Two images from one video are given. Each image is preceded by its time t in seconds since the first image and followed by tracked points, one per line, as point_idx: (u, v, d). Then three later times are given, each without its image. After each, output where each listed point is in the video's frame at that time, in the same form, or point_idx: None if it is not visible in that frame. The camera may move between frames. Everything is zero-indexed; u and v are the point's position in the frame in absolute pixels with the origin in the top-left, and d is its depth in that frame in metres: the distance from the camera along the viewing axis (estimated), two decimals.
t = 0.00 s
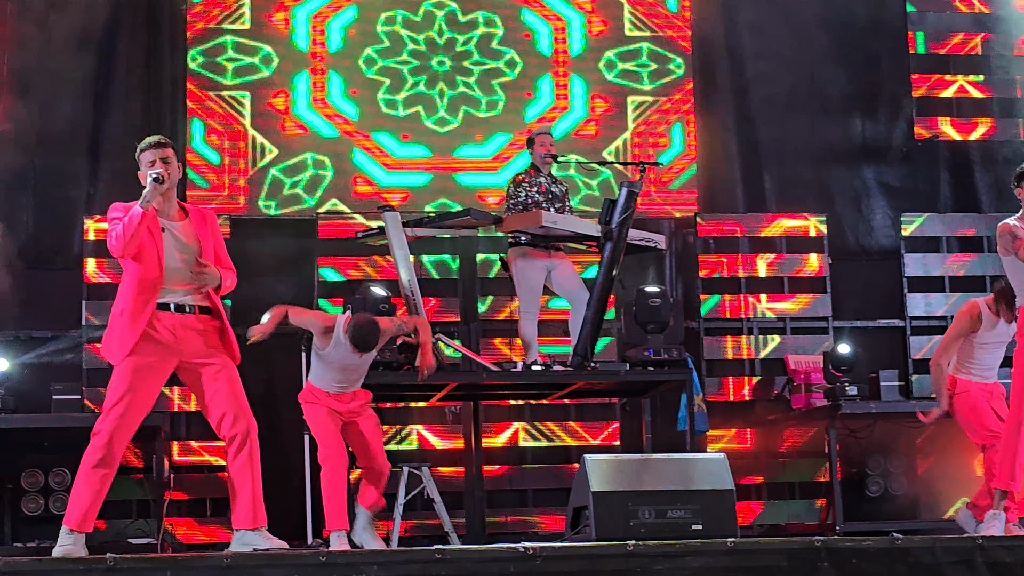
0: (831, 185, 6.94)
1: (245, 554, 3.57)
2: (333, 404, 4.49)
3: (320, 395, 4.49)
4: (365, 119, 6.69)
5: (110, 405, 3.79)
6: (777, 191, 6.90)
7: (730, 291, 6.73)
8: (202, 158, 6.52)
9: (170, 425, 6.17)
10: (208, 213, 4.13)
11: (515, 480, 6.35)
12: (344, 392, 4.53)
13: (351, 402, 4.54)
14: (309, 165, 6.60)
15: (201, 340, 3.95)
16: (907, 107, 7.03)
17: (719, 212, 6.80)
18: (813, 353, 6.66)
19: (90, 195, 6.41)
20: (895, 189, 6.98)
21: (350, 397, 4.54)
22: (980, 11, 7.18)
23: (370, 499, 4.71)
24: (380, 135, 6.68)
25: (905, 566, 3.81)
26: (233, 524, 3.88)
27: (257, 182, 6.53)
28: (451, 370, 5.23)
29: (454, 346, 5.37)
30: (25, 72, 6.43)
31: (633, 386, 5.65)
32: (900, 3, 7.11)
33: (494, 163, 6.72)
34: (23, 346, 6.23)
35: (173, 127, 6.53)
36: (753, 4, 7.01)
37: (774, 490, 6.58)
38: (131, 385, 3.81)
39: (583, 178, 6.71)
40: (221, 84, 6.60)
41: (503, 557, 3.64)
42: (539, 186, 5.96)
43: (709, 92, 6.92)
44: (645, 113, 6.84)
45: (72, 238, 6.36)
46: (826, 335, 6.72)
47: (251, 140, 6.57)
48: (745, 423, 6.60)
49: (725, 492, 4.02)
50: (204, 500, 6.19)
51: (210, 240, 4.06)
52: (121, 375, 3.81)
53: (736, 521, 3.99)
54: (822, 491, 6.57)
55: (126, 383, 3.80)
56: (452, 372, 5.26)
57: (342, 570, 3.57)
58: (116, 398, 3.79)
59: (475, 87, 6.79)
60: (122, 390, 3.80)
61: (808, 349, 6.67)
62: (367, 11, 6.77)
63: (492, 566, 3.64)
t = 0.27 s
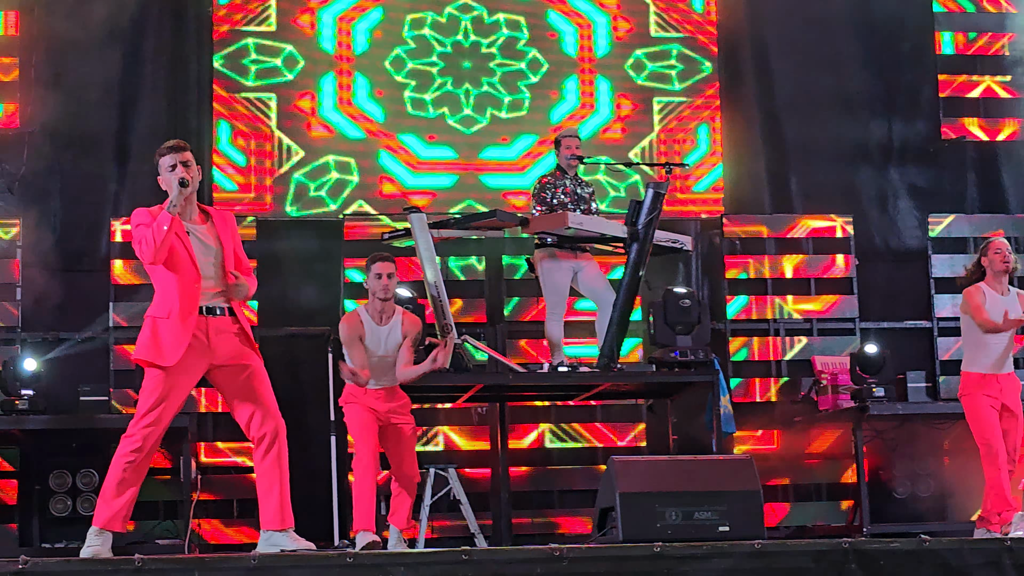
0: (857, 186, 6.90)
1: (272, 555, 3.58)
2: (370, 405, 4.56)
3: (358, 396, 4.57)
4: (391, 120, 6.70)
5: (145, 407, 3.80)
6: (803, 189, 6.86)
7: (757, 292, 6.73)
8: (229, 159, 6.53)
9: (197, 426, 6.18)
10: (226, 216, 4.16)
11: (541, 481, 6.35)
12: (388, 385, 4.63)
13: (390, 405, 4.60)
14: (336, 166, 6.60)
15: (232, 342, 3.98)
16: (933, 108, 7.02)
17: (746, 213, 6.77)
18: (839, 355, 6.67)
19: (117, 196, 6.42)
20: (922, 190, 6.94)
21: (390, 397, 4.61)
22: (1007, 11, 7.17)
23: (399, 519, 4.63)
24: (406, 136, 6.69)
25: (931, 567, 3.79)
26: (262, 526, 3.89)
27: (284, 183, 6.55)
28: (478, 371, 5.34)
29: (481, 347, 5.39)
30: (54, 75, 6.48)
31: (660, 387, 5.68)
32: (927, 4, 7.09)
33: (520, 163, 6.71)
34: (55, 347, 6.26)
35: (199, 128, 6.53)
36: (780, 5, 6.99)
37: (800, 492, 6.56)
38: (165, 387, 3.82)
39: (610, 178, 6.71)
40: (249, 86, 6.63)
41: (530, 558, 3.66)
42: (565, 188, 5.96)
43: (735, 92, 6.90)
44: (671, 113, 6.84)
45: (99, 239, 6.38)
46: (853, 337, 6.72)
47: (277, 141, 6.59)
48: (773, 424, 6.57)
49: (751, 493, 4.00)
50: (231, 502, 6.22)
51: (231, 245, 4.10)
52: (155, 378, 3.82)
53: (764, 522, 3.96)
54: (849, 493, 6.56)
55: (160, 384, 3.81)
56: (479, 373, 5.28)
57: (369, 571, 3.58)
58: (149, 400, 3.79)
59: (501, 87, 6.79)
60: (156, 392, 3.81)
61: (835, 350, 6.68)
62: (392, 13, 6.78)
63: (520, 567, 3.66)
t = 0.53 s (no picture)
0: (899, 183, 6.87)
1: (313, 553, 3.66)
2: (418, 402, 5.01)
3: (405, 389, 5.03)
4: (431, 118, 6.70)
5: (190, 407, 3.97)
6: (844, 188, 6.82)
7: (798, 289, 6.70)
8: (270, 158, 6.55)
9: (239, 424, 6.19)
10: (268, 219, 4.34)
11: (583, 479, 6.35)
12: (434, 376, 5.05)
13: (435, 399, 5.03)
14: (376, 165, 6.61)
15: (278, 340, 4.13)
16: (975, 104, 6.98)
17: (787, 210, 6.74)
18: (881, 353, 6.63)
19: (159, 195, 6.44)
20: (964, 187, 6.91)
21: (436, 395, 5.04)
22: None
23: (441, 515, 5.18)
24: (447, 135, 6.69)
25: (974, 565, 3.81)
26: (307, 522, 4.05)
27: (325, 182, 6.56)
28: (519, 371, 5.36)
29: (522, 345, 5.41)
30: (96, 74, 6.52)
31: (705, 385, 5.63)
32: None
33: (560, 161, 6.71)
34: (96, 347, 6.30)
35: (240, 127, 6.55)
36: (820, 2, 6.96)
37: (843, 490, 6.52)
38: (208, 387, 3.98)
39: (649, 175, 6.69)
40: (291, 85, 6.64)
41: (572, 556, 3.70)
42: (606, 185, 5.96)
43: (776, 89, 6.88)
44: (711, 111, 6.82)
45: (141, 238, 6.40)
46: (895, 334, 6.68)
47: (318, 140, 6.60)
48: (815, 422, 6.55)
49: (794, 490, 3.98)
50: (273, 499, 6.22)
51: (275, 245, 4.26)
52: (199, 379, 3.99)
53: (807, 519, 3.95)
54: (892, 491, 6.53)
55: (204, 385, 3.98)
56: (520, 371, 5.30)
57: (412, 568, 3.64)
58: (194, 400, 3.97)
59: (541, 86, 6.79)
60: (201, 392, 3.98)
61: (877, 348, 6.64)
62: (433, 12, 6.80)
63: (562, 565, 3.71)
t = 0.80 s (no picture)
0: (952, 177, 6.79)
1: (367, 550, 3.66)
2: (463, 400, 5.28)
3: (454, 391, 5.30)
4: (482, 116, 6.71)
5: (242, 403, 3.99)
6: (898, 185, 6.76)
7: (852, 284, 6.67)
8: (322, 157, 6.56)
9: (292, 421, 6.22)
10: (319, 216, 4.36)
11: (635, 476, 6.34)
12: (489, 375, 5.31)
13: (483, 400, 5.28)
14: (427, 162, 6.62)
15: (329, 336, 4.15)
16: None
17: (840, 205, 6.72)
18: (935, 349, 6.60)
19: (211, 193, 6.48)
20: (1019, 182, 6.83)
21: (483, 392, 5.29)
22: None
23: (490, 513, 5.26)
24: (497, 132, 6.69)
25: None
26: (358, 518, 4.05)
27: (377, 178, 6.57)
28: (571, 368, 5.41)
29: (573, 342, 5.46)
30: (148, 73, 6.55)
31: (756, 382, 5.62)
32: None
33: (611, 158, 6.71)
34: (141, 341, 6.35)
35: (292, 125, 6.57)
36: None
37: (897, 487, 6.50)
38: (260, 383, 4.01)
39: (699, 170, 6.67)
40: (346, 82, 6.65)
41: (625, 553, 3.68)
42: (658, 179, 5.96)
43: (828, 83, 6.84)
44: (764, 107, 6.79)
45: (194, 236, 6.44)
46: (949, 330, 6.64)
47: (368, 138, 6.61)
48: (868, 418, 6.53)
49: (850, 487, 3.95)
50: (326, 495, 6.23)
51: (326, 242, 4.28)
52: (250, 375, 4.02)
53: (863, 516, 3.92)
54: (947, 488, 6.49)
55: (256, 380, 4.01)
56: (571, 369, 5.28)
57: (465, 566, 3.65)
58: (246, 396, 3.99)
59: (592, 83, 6.77)
60: (253, 388, 4.01)
61: (931, 344, 6.62)
62: (483, 8, 6.78)
63: (616, 562, 3.68)
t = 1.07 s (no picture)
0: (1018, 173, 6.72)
1: (431, 547, 3.65)
2: (518, 399, 5.40)
3: (508, 388, 5.44)
4: (544, 114, 6.70)
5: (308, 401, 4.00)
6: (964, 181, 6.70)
7: (916, 281, 6.60)
8: (384, 155, 6.58)
9: (355, 419, 6.23)
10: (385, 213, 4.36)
11: (698, 474, 6.32)
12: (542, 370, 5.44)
13: (538, 398, 5.40)
14: (488, 160, 6.62)
15: (394, 334, 4.16)
16: None
17: (904, 201, 6.66)
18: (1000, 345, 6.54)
19: (274, 192, 6.50)
20: None
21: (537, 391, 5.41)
22: None
23: (551, 509, 5.33)
24: (558, 129, 6.69)
25: None
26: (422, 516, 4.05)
27: (437, 176, 6.58)
28: (632, 364, 5.31)
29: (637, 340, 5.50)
30: (212, 73, 6.57)
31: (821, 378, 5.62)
32: None
33: (673, 155, 6.68)
34: (201, 339, 6.36)
35: (354, 124, 6.57)
36: None
37: (963, 484, 6.45)
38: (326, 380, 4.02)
39: (758, 166, 6.64)
40: (411, 81, 6.66)
41: (691, 551, 3.67)
42: (722, 174, 5.94)
43: (892, 78, 6.79)
44: (827, 102, 6.75)
45: (257, 235, 6.47)
46: (1015, 326, 6.58)
47: (430, 136, 6.62)
48: (933, 415, 6.49)
49: (916, 485, 3.92)
50: (389, 493, 6.24)
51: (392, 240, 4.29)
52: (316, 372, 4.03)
53: (930, 514, 3.89)
54: (1015, 486, 6.42)
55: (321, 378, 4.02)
56: (634, 367, 5.25)
57: (530, 564, 3.64)
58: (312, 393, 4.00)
59: (655, 80, 6.75)
60: (318, 385, 4.02)
61: (997, 341, 6.56)
62: (544, 6, 6.79)
63: (681, 560, 3.66)
